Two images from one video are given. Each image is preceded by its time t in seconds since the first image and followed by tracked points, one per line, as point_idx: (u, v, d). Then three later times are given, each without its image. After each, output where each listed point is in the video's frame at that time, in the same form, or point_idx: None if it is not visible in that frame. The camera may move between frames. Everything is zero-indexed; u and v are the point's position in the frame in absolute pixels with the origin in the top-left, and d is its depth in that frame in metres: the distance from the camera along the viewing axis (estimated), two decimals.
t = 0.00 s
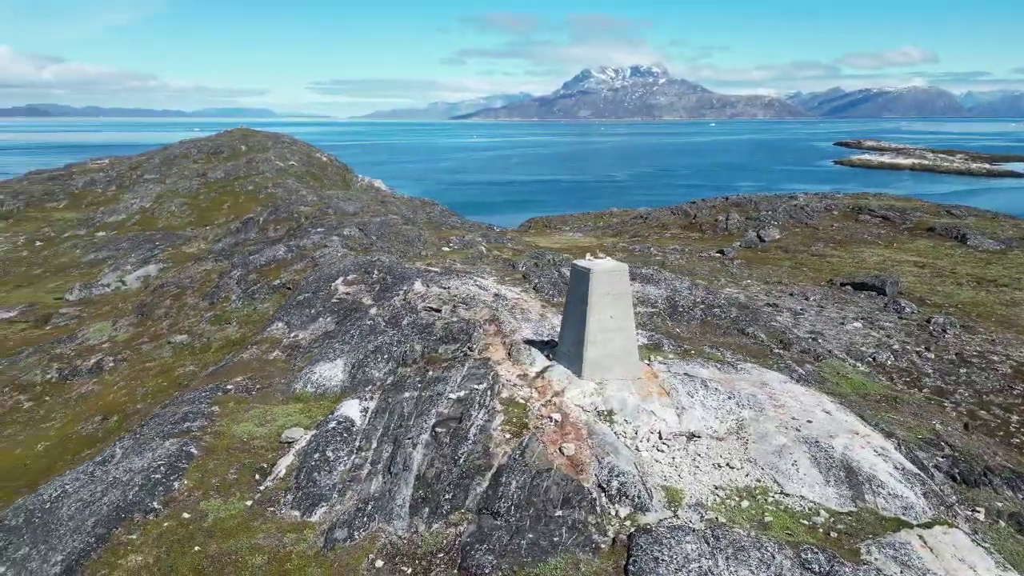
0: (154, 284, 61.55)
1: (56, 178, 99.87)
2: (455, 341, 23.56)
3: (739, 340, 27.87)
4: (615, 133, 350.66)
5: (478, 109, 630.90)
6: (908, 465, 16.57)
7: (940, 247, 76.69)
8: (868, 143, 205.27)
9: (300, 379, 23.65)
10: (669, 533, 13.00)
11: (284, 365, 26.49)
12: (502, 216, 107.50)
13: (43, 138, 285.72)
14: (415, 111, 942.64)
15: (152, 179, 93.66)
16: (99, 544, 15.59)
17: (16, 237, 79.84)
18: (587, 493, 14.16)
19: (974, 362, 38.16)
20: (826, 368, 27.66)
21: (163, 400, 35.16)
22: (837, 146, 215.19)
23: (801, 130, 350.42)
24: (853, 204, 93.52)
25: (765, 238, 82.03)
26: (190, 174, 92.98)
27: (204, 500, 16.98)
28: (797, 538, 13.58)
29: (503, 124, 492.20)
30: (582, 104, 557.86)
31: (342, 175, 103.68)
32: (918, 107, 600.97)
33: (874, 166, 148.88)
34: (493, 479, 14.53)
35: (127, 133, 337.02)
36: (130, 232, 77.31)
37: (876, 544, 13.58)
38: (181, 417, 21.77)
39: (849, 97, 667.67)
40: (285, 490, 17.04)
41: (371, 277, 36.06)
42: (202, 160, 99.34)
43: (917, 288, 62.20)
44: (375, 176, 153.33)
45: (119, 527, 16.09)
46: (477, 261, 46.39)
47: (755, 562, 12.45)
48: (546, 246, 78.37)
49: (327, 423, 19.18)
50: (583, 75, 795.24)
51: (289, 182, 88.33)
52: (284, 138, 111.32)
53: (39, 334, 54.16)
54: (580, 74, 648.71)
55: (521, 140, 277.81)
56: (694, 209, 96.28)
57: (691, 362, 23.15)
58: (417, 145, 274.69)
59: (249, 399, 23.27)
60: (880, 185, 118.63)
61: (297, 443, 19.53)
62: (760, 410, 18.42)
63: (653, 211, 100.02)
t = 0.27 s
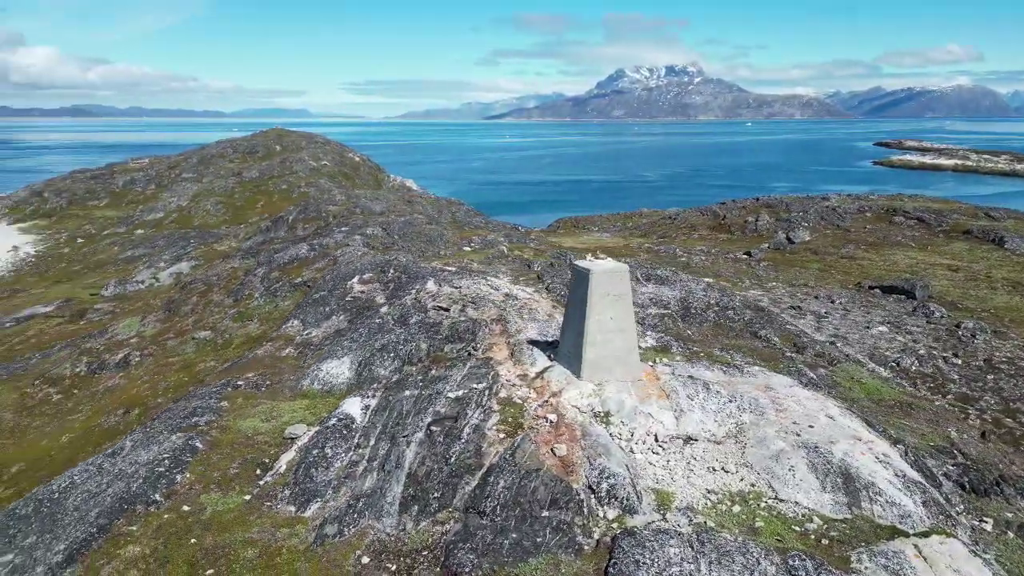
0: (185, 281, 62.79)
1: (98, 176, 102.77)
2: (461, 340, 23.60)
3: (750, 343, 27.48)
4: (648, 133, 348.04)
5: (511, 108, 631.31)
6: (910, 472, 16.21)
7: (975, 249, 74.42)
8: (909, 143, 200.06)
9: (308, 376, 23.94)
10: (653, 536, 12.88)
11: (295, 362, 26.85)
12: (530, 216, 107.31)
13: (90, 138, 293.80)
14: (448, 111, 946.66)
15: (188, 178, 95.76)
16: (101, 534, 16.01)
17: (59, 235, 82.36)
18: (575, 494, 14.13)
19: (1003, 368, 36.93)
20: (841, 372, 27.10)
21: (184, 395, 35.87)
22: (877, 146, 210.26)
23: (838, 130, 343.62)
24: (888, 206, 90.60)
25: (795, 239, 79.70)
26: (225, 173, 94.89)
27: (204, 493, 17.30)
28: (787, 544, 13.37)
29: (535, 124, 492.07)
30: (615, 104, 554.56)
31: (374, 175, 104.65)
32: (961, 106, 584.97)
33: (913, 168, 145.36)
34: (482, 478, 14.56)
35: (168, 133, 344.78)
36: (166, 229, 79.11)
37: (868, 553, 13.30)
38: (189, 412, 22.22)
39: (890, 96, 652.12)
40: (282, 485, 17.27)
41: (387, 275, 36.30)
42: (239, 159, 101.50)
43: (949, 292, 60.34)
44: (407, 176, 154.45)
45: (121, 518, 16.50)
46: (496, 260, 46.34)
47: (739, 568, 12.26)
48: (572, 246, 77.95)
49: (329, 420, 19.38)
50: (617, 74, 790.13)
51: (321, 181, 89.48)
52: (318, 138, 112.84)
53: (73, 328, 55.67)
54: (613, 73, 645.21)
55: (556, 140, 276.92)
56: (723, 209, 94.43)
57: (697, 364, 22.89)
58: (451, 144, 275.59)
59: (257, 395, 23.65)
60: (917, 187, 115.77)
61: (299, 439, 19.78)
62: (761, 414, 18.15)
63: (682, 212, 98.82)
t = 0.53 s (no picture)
0: (215, 278, 63.92)
1: (137, 175, 105.35)
2: (466, 339, 23.67)
3: (761, 346, 27.10)
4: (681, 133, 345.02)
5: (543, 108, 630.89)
6: (911, 479, 15.86)
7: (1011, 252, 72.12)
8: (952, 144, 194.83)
9: (315, 373, 24.22)
10: (636, 539, 12.80)
11: (305, 359, 27.18)
12: (558, 216, 106.96)
13: (134, 138, 300.92)
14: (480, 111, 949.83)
15: (224, 177, 97.61)
16: (102, 525, 16.41)
17: (99, 232, 84.64)
18: (562, 496, 14.11)
19: None
20: (854, 377, 26.58)
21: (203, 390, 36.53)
22: (919, 146, 205.14)
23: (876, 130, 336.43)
24: (924, 209, 86.62)
25: (825, 242, 77.20)
26: (259, 173, 96.58)
27: (204, 486, 17.62)
28: (774, 551, 13.20)
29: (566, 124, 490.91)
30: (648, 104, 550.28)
31: (405, 175, 105.34)
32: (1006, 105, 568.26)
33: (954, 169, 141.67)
34: (470, 477, 14.60)
35: (208, 134, 351.61)
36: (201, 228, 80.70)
37: (857, 562, 13.05)
38: (198, 407, 22.63)
39: (931, 95, 636.68)
40: (280, 480, 17.52)
41: (401, 274, 36.53)
42: (274, 159, 103.46)
43: (982, 296, 58.29)
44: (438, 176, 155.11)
45: (122, 510, 16.89)
46: (514, 260, 46.32)
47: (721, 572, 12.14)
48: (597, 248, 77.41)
49: (330, 417, 19.59)
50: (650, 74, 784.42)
51: (353, 181, 90.45)
52: (350, 138, 114.20)
53: (105, 323, 57.01)
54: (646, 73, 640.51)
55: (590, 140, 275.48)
56: (753, 210, 92.42)
57: (702, 366, 22.64)
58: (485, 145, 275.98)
59: (265, 391, 23.99)
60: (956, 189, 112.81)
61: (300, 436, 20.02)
62: (761, 417, 17.91)
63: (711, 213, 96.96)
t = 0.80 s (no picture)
0: (243, 275, 64.92)
1: (175, 174, 107.68)
2: (471, 339, 23.75)
3: (772, 349, 26.68)
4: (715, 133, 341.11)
5: (576, 108, 630.31)
6: (911, 487, 15.52)
7: None
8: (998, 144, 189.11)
9: (322, 371, 24.50)
10: (618, 542, 12.72)
11: (315, 356, 27.53)
12: (586, 217, 106.49)
13: (176, 138, 307.32)
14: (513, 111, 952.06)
15: (258, 177, 99.24)
16: (105, 515, 16.83)
17: (137, 230, 86.71)
18: (549, 496, 14.08)
19: None
20: (867, 381, 26.07)
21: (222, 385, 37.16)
22: (964, 147, 199.58)
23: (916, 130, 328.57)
24: (961, 209, 81.74)
25: (856, 244, 73.94)
26: (293, 172, 98.00)
27: (205, 480, 17.95)
28: (760, 557, 13.03)
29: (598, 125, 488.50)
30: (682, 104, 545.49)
31: (436, 175, 105.68)
32: None
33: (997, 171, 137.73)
34: (458, 476, 14.67)
35: (246, 133, 357.72)
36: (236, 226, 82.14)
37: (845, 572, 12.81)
38: (206, 402, 23.06)
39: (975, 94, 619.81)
40: (278, 475, 17.77)
41: (416, 273, 36.76)
42: (307, 159, 105.00)
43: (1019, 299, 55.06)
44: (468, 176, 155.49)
45: (125, 501, 17.30)
46: (533, 260, 46.23)
47: None
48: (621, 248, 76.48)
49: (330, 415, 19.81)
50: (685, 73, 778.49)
51: (384, 181, 91.13)
52: (382, 138, 115.27)
53: (135, 318, 58.24)
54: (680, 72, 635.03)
55: (624, 140, 273.43)
56: (784, 212, 90.04)
57: (707, 369, 22.39)
58: (519, 145, 275.86)
59: (273, 387, 24.36)
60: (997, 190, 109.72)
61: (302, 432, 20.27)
62: (760, 421, 17.67)
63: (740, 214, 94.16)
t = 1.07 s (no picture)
0: (271, 272, 65.84)
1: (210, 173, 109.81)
2: (475, 338, 23.80)
3: (782, 352, 26.28)
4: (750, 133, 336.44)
5: (609, 108, 626.82)
6: (909, 494, 15.17)
7: None
8: None
9: (329, 368, 24.77)
10: (599, 544, 12.65)
11: (325, 353, 27.85)
12: (614, 217, 105.95)
13: (216, 139, 313.18)
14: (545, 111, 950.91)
15: (292, 176, 100.66)
16: (107, 506, 17.23)
17: (174, 228, 88.58)
18: (535, 497, 14.06)
19: None
20: (880, 386, 25.53)
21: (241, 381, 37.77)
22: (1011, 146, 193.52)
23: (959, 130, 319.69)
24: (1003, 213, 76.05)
25: (887, 247, 69.82)
26: (326, 172, 99.18)
27: (206, 474, 18.28)
28: (745, 562, 12.87)
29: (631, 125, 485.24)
30: (716, 105, 538.92)
31: (466, 175, 105.69)
32: None
33: None
34: (447, 474, 14.74)
35: (284, 134, 363.19)
36: (270, 224, 83.45)
37: None
38: (215, 397, 23.50)
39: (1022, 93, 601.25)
40: (276, 471, 18.03)
41: (431, 272, 36.94)
42: (339, 159, 106.36)
43: None
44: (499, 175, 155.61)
45: (128, 492, 17.70)
46: (551, 261, 46.08)
47: None
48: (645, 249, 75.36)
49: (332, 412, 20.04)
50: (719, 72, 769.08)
51: (414, 181, 91.59)
52: (414, 138, 116.06)
53: (164, 314, 59.49)
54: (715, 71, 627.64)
55: (659, 140, 270.73)
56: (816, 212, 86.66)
57: (711, 371, 22.13)
58: (553, 145, 275.16)
59: (281, 383, 24.71)
60: None
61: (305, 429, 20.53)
62: (758, 425, 17.42)
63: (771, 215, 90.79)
